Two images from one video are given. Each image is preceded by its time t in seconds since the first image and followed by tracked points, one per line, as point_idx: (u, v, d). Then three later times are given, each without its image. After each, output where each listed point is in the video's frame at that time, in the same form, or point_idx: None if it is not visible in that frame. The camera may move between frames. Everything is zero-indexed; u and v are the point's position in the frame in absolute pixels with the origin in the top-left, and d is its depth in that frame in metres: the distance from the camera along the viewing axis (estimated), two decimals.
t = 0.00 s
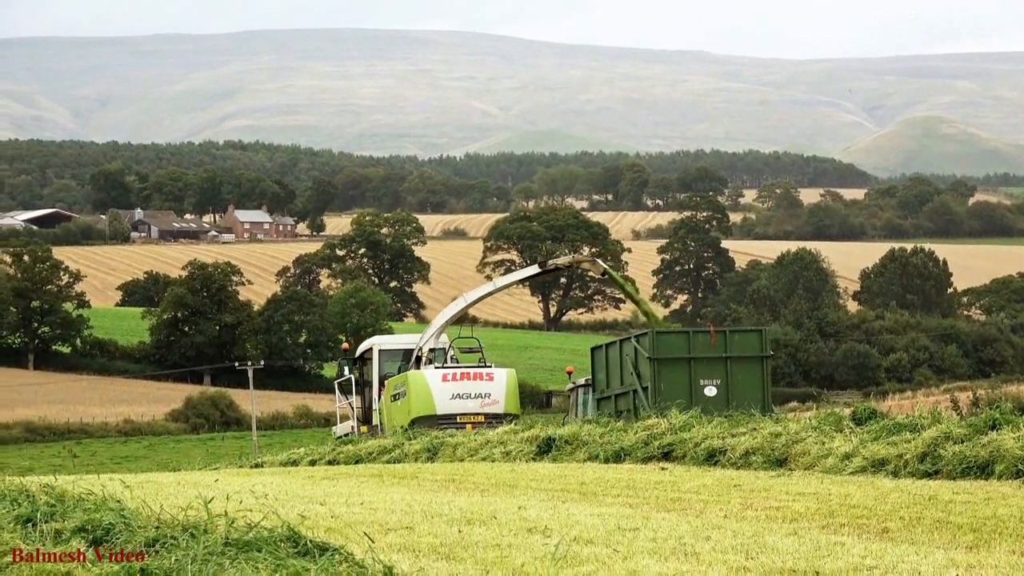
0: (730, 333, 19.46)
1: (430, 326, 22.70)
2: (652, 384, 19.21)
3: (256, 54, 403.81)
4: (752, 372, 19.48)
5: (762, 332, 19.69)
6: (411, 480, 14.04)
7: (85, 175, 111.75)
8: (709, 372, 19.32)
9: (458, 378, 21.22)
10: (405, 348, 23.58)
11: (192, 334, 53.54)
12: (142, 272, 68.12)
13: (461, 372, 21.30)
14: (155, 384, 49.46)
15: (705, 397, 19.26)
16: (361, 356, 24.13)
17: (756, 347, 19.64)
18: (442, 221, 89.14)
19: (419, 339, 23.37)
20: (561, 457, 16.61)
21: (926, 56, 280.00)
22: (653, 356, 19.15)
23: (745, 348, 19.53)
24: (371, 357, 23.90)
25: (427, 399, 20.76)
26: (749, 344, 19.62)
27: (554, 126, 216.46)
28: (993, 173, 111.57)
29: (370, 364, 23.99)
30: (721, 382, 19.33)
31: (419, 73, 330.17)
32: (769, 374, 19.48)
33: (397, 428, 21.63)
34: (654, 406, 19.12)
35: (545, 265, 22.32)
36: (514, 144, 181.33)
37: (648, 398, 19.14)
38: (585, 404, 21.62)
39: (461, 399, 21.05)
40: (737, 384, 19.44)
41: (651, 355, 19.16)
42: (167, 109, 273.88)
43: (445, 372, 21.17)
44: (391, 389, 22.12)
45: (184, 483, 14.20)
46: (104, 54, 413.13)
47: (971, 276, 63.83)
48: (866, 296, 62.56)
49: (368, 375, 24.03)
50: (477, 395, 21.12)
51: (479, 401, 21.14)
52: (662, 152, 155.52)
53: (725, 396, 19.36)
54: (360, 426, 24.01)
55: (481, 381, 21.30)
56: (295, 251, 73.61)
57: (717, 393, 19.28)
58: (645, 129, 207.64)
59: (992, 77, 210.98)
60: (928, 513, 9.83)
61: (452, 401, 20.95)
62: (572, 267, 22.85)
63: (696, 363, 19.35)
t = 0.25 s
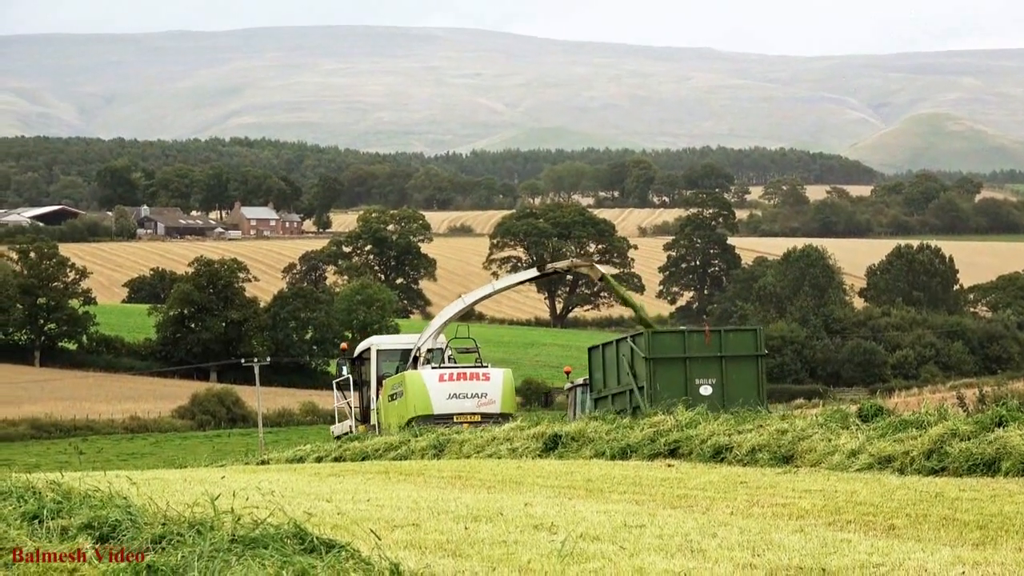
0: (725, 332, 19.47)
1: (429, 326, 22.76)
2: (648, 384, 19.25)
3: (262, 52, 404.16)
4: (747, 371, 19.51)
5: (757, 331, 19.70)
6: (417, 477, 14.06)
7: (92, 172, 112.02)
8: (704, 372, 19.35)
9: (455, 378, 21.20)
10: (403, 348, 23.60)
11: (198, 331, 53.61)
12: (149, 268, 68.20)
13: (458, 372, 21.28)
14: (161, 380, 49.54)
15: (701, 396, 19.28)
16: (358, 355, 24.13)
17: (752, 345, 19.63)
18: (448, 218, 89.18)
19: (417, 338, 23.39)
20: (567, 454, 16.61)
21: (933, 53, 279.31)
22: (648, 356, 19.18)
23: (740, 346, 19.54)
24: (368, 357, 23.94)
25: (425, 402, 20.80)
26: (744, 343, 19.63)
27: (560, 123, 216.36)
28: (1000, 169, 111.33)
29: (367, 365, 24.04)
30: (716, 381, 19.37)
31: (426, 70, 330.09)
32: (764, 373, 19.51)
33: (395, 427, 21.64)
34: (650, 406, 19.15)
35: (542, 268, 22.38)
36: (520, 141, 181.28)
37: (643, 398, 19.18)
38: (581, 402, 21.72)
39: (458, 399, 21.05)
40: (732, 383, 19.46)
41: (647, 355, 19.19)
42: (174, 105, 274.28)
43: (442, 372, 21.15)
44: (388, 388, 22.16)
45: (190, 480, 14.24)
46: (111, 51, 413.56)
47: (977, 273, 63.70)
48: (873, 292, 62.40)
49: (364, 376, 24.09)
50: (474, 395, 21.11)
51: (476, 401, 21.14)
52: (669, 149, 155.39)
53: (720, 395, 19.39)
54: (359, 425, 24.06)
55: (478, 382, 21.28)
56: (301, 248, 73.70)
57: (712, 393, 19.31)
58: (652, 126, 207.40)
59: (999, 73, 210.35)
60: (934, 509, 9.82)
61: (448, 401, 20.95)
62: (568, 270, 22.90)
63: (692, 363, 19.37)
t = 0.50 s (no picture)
0: (721, 333, 19.73)
1: (425, 327, 22.85)
2: (646, 384, 19.44)
3: (269, 48, 404.50)
4: (743, 372, 19.74)
5: (753, 332, 19.96)
6: (423, 473, 14.09)
7: (98, 168, 112.24)
8: (701, 372, 19.58)
9: (451, 377, 21.21)
10: (400, 348, 23.60)
11: (205, 327, 53.77)
12: (156, 265, 68.28)
13: (455, 371, 21.28)
14: (168, 377, 49.63)
15: (697, 396, 19.50)
16: (358, 355, 24.18)
17: (748, 346, 19.90)
18: (454, 214, 89.23)
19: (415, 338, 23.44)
20: (574, 450, 16.62)
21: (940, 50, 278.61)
22: (645, 356, 19.40)
23: (736, 346, 19.81)
24: (367, 357, 23.99)
25: (420, 400, 20.78)
26: (740, 344, 19.88)
27: (566, 120, 216.24)
28: (1007, 166, 111.09)
29: (366, 364, 24.09)
30: (712, 380, 19.59)
31: (432, 66, 330.06)
32: (759, 373, 19.74)
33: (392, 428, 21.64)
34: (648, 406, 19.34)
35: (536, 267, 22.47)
36: (527, 138, 181.21)
37: (641, 398, 19.38)
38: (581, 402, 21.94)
39: (455, 398, 21.05)
40: (728, 383, 19.67)
41: (644, 355, 19.41)
42: (181, 101, 274.61)
43: (439, 371, 21.17)
44: (385, 387, 22.16)
45: (196, 476, 14.26)
46: (118, 48, 413.80)
47: (984, 270, 63.61)
48: (880, 288, 62.20)
49: (364, 375, 24.15)
50: (470, 394, 21.10)
51: (473, 400, 21.12)
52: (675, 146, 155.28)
53: (716, 395, 19.60)
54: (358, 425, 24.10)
55: (475, 381, 21.25)
56: (308, 244, 73.78)
57: (709, 393, 19.53)
58: (658, 122, 207.33)
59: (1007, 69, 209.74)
60: (940, 506, 9.82)
61: (445, 400, 20.95)
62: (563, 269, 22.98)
63: (688, 364, 19.60)
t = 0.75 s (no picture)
0: (718, 331, 19.82)
1: (425, 325, 23.00)
2: (643, 382, 19.61)
3: (277, 43, 404.97)
4: (740, 369, 19.82)
5: (751, 329, 20.03)
6: (431, 469, 14.12)
7: (106, 164, 112.49)
8: (698, 371, 19.71)
9: (449, 375, 21.26)
10: (399, 347, 23.79)
11: (212, 322, 53.73)
12: (163, 260, 68.44)
13: (453, 369, 21.33)
14: (175, 372, 49.76)
15: (695, 393, 19.61)
16: (358, 354, 24.36)
17: (746, 344, 19.95)
18: (462, 210, 89.32)
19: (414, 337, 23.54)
20: (580, 446, 16.65)
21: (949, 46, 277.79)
22: (643, 354, 19.53)
23: (733, 344, 19.86)
24: (367, 356, 24.12)
25: (419, 399, 20.90)
26: (738, 342, 19.93)
27: (573, 116, 216.20)
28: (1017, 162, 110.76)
29: (366, 363, 24.24)
30: (709, 378, 19.72)
31: (440, 62, 330.10)
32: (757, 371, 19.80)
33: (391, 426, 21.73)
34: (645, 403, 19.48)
35: (533, 266, 22.39)
36: (534, 134, 181.25)
37: (637, 395, 19.53)
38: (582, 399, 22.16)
39: (452, 396, 21.09)
40: (726, 381, 19.78)
41: (642, 353, 19.55)
42: (189, 97, 275.03)
43: (437, 369, 21.26)
44: (384, 386, 22.32)
45: (204, 471, 14.33)
46: (126, 44, 414.78)
47: (992, 266, 63.48)
48: (887, 285, 62.19)
49: (364, 373, 24.28)
50: (467, 392, 21.11)
51: (470, 399, 21.14)
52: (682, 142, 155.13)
53: (713, 392, 19.71)
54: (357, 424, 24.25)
55: (472, 379, 21.24)
56: (315, 239, 73.89)
57: (706, 390, 19.65)
58: (665, 118, 207.14)
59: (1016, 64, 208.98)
60: (948, 502, 9.81)
61: (443, 398, 21.02)
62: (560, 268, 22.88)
63: (686, 361, 19.70)
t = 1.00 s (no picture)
0: (717, 330, 19.87)
1: (424, 325, 23.16)
2: (642, 381, 19.71)
3: (286, 38, 405.16)
4: (739, 369, 19.92)
5: (750, 329, 20.09)
6: (440, 463, 14.13)
7: (115, 158, 112.69)
8: (697, 370, 19.79)
9: (449, 373, 21.28)
10: (398, 346, 23.77)
11: (221, 317, 53.84)
12: (172, 255, 68.53)
13: (453, 367, 21.35)
14: (185, 367, 49.86)
15: (693, 392, 19.71)
16: (358, 353, 24.34)
17: (744, 343, 20.03)
18: (470, 205, 89.37)
19: (415, 336, 23.63)
20: (590, 441, 16.64)
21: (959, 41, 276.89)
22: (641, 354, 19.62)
23: (732, 344, 19.93)
24: (367, 355, 24.14)
25: (419, 398, 20.88)
26: (736, 341, 20.02)
27: (583, 111, 216.09)
28: None
29: (366, 362, 24.24)
30: (708, 378, 19.80)
31: (449, 57, 330.03)
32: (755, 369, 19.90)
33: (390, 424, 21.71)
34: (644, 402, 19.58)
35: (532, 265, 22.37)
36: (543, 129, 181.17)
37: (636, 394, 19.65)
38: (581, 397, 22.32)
39: (452, 394, 21.12)
40: (724, 380, 19.88)
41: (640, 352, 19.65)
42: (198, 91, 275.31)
43: (436, 368, 21.24)
44: (384, 385, 22.37)
45: (213, 466, 14.36)
46: (135, 39, 415.08)
47: (1001, 261, 63.36)
48: (896, 280, 61.91)
49: (364, 373, 24.27)
50: (467, 390, 21.15)
51: (470, 397, 21.17)
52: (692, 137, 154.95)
53: (711, 391, 19.81)
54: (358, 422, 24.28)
55: (472, 377, 21.27)
56: (324, 234, 73.96)
57: (704, 389, 19.74)
58: (675, 113, 206.77)
59: None
60: (957, 497, 9.80)
61: (442, 396, 21.02)
62: (560, 267, 22.82)
63: (685, 361, 19.78)
